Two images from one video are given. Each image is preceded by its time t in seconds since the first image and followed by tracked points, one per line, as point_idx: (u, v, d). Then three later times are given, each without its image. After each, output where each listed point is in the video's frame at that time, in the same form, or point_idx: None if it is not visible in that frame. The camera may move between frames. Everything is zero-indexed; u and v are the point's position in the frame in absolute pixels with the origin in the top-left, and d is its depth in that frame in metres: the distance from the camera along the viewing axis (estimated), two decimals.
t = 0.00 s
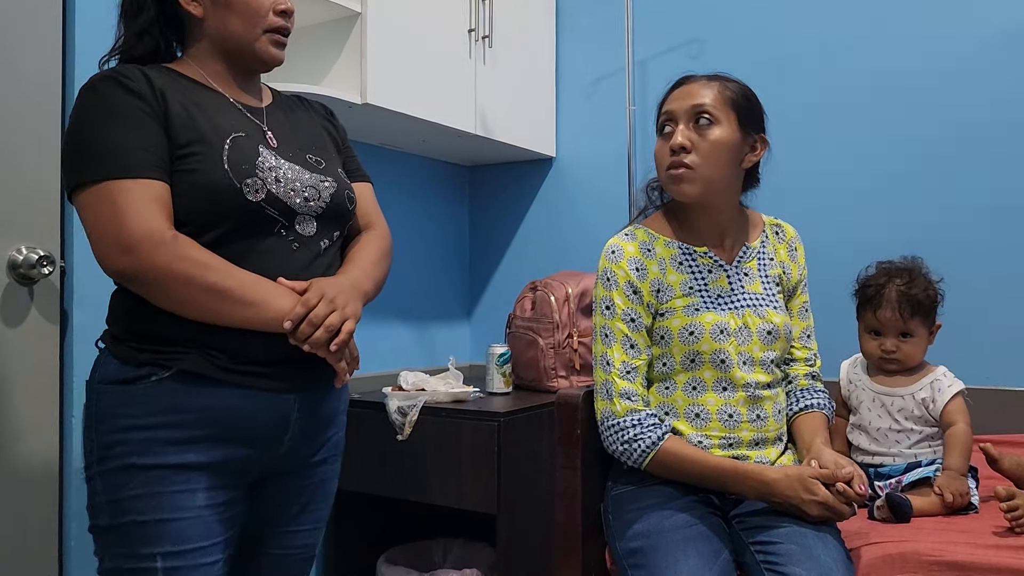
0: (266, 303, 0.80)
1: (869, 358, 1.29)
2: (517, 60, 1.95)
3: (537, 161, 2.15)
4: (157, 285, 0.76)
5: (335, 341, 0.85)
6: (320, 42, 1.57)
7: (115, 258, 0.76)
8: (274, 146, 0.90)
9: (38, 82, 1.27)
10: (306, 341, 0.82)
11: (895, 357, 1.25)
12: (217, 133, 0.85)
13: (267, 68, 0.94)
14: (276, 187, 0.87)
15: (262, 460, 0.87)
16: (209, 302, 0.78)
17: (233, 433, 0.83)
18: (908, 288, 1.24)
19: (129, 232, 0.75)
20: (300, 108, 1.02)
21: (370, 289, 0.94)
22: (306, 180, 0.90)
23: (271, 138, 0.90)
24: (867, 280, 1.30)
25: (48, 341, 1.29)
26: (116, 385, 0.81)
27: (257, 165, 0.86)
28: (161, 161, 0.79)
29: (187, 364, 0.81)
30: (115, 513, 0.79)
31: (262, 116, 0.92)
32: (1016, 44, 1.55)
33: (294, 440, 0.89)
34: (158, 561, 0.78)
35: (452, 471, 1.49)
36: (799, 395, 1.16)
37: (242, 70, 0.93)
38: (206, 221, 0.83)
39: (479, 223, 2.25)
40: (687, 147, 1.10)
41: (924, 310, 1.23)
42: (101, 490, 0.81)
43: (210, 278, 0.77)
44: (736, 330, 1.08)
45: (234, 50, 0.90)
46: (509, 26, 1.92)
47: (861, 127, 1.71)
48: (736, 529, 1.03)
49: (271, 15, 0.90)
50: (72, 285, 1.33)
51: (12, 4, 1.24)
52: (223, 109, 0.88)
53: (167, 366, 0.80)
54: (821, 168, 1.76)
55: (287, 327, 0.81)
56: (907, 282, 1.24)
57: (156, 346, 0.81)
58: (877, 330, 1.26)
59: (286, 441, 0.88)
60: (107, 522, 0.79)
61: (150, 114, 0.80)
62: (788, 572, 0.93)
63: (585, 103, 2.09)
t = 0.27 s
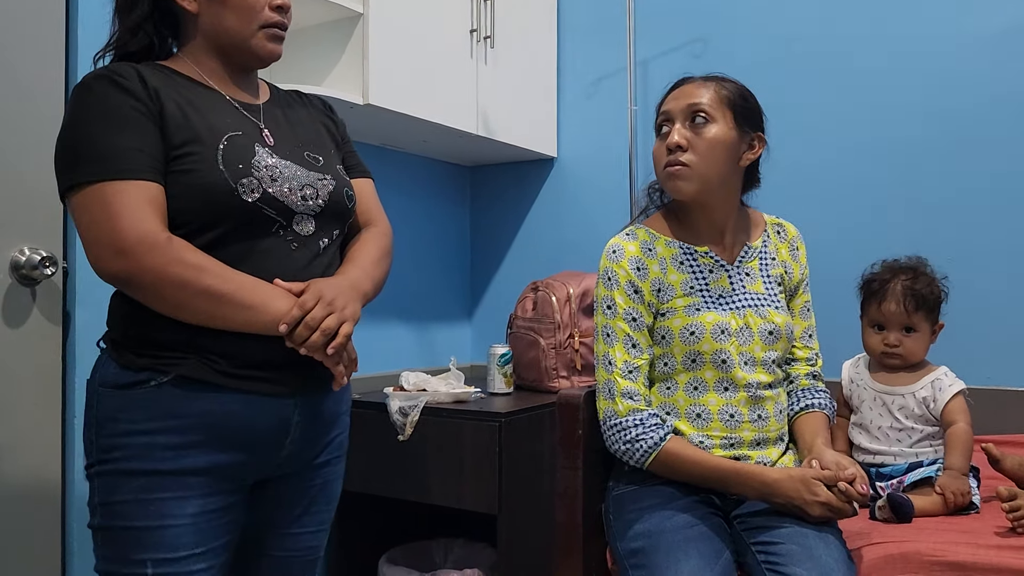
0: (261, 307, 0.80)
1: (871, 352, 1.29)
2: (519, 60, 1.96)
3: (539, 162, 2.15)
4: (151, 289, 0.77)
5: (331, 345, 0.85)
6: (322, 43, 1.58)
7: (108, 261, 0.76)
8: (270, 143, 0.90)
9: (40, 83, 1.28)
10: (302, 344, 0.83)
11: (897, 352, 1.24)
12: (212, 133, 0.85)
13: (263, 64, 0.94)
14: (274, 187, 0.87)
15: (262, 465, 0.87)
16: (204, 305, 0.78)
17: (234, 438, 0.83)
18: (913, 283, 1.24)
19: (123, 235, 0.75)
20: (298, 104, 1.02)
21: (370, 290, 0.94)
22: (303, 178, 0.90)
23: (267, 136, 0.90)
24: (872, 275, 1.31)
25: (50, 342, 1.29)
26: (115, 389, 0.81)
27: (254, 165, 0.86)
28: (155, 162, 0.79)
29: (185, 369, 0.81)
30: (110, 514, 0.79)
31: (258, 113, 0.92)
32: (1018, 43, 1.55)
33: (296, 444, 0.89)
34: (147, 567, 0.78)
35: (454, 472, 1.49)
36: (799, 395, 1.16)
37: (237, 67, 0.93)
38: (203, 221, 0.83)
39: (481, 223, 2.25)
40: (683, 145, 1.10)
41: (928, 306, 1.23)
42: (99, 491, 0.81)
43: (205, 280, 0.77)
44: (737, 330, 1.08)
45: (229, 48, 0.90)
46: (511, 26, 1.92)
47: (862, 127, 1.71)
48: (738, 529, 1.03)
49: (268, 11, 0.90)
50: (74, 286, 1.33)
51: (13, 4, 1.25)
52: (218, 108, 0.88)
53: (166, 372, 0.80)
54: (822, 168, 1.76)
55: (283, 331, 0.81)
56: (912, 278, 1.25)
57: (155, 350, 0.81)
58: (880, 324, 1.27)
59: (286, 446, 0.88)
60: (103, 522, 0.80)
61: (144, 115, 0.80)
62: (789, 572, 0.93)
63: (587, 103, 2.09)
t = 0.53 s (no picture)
0: (268, 309, 0.80)
1: (879, 346, 1.28)
2: (520, 61, 1.96)
3: (540, 162, 2.15)
4: (156, 295, 0.77)
5: (337, 345, 0.84)
6: (322, 43, 1.58)
7: (112, 268, 0.76)
8: (271, 145, 0.90)
9: (42, 84, 1.28)
10: (308, 346, 0.82)
11: (907, 346, 1.24)
12: (211, 137, 0.85)
13: (264, 64, 0.94)
14: (275, 190, 0.87)
15: (269, 466, 0.87)
16: (208, 310, 0.78)
17: (240, 439, 0.83)
18: (928, 279, 1.24)
19: (125, 242, 0.75)
20: (299, 102, 1.02)
21: (375, 289, 0.94)
22: (304, 179, 0.90)
23: (268, 138, 0.90)
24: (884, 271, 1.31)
25: (52, 342, 1.29)
26: (123, 391, 0.81)
27: (254, 168, 0.86)
28: (156, 169, 0.80)
29: (192, 372, 0.81)
30: (118, 514, 0.80)
31: (258, 113, 0.92)
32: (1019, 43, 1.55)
33: (303, 445, 0.89)
34: (153, 566, 0.78)
35: (455, 472, 1.48)
36: (801, 395, 1.16)
37: (236, 67, 0.93)
38: (205, 226, 0.83)
39: (481, 223, 2.25)
40: (683, 145, 1.10)
41: (939, 304, 1.24)
42: (107, 491, 0.81)
43: (209, 285, 0.77)
44: (737, 330, 1.08)
45: (229, 49, 0.91)
46: (512, 26, 1.92)
47: (863, 127, 1.71)
48: (738, 529, 1.03)
49: (267, 10, 0.89)
50: (75, 286, 1.34)
51: (13, 4, 1.25)
52: (218, 112, 0.88)
53: (173, 373, 0.81)
54: (822, 168, 1.76)
55: (289, 333, 0.81)
56: (927, 273, 1.25)
57: (163, 353, 0.82)
58: (891, 317, 1.26)
59: (293, 447, 0.88)
60: (111, 522, 0.80)
61: (144, 122, 0.81)
62: (790, 572, 0.93)
63: (587, 103, 2.09)
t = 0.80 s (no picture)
0: (267, 311, 0.80)
1: (897, 341, 1.26)
2: (519, 61, 1.95)
3: (539, 162, 2.15)
4: (156, 299, 0.77)
5: (334, 347, 0.84)
6: (322, 43, 1.58)
7: (113, 273, 0.77)
8: (274, 148, 0.90)
9: (42, 85, 1.28)
10: (306, 347, 0.82)
11: (928, 342, 1.23)
12: (212, 141, 0.85)
13: (267, 68, 0.94)
14: (275, 192, 0.87)
15: (271, 467, 0.87)
16: (207, 313, 0.78)
17: (241, 439, 0.83)
18: (949, 278, 1.26)
19: (126, 247, 0.75)
20: (304, 103, 1.02)
21: (377, 290, 0.93)
22: (305, 182, 0.90)
23: (270, 141, 0.90)
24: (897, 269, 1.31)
25: (52, 342, 1.29)
26: (126, 393, 0.82)
27: (254, 171, 0.86)
28: (156, 174, 0.80)
29: (192, 373, 0.81)
30: (120, 514, 0.80)
31: (262, 117, 0.92)
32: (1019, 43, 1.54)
33: (306, 444, 0.89)
34: (153, 566, 0.78)
35: (455, 472, 1.48)
36: (802, 395, 1.15)
37: (239, 71, 0.93)
38: (205, 230, 0.83)
39: (481, 223, 2.25)
40: (683, 145, 1.10)
41: (955, 304, 1.26)
42: (109, 492, 0.82)
43: (207, 288, 0.77)
44: (738, 330, 1.08)
45: (232, 54, 0.91)
46: (511, 26, 1.92)
47: (863, 127, 1.71)
48: (739, 529, 1.03)
49: (268, 14, 0.89)
50: (75, 286, 1.34)
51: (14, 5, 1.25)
52: (219, 115, 0.88)
53: (174, 375, 0.81)
54: (822, 168, 1.76)
55: (285, 335, 0.81)
56: (944, 272, 1.27)
57: (164, 355, 0.82)
58: (913, 313, 1.25)
59: (296, 448, 0.88)
60: (113, 522, 0.80)
61: (145, 127, 0.81)
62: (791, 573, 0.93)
63: (587, 103, 2.08)
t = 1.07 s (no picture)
0: (262, 308, 0.80)
1: (900, 341, 1.25)
2: (519, 60, 1.95)
3: (539, 162, 2.15)
4: (154, 292, 0.77)
5: (330, 345, 0.84)
6: (322, 43, 1.58)
7: (111, 266, 0.77)
8: (276, 148, 0.90)
9: (42, 86, 1.28)
10: (302, 344, 0.82)
11: (931, 342, 1.24)
12: (212, 139, 0.85)
13: (271, 70, 0.94)
14: (274, 189, 0.87)
15: (269, 466, 0.87)
16: (204, 308, 0.78)
17: (239, 439, 0.83)
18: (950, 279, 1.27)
19: (125, 241, 0.75)
20: (306, 106, 1.02)
21: (375, 291, 0.93)
22: (305, 181, 0.90)
23: (273, 142, 0.90)
24: (898, 270, 1.31)
25: (50, 342, 1.29)
26: (122, 392, 0.82)
27: (254, 168, 0.86)
28: (158, 169, 0.80)
29: (187, 371, 0.81)
30: (112, 510, 0.80)
31: (264, 118, 0.92)
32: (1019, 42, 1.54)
33: (302, 444, 0.89)
34: (140, 561, 0.78)
35: (455, 472, 1.48)
36: (802, 395, 1.15)
37: (243, 71, 0.93)
38: (204, 226, 0.83)
39: (481, 223, 2.25)
40: (682, 144, 1.10)
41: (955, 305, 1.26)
42: (104, 489, 0.82)
43: (205, 282, 0.77)
44: (737, 330, 1.08)
45: (235, 55, 0.91)
46: (511, 26, 1.92)
47: (863, 127, 1.71)
48: (740, 529, 1.03)
49: (270, 16, 0.90)
50: (75, 286, 1.34)
51: (14, 6, 1.25)
52: (220, 114, 0.88)
53: (170, 374, 0.81)
54: (822, 168, 1.76)
55: (282, 331, 0.81)
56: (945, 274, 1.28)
57: (160, 353, 0.82)
58: (915, 312, 1.25)
59: (292, 448, 0.88)
60: (105, 518, 0.80)
61: (146, 123, 0.81)
62: (792, 572, 0.93)
63: (587, 103, 2.08)
